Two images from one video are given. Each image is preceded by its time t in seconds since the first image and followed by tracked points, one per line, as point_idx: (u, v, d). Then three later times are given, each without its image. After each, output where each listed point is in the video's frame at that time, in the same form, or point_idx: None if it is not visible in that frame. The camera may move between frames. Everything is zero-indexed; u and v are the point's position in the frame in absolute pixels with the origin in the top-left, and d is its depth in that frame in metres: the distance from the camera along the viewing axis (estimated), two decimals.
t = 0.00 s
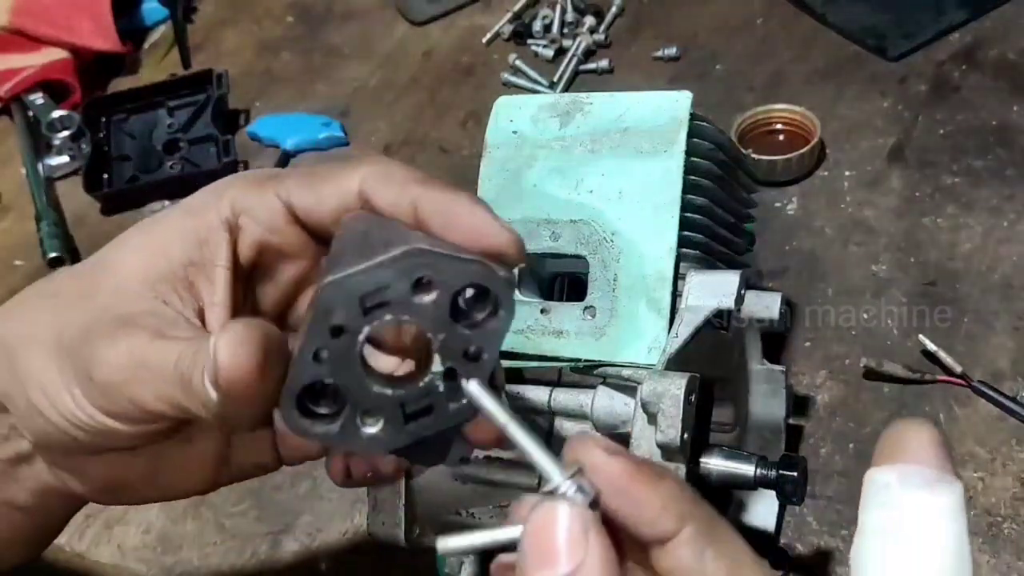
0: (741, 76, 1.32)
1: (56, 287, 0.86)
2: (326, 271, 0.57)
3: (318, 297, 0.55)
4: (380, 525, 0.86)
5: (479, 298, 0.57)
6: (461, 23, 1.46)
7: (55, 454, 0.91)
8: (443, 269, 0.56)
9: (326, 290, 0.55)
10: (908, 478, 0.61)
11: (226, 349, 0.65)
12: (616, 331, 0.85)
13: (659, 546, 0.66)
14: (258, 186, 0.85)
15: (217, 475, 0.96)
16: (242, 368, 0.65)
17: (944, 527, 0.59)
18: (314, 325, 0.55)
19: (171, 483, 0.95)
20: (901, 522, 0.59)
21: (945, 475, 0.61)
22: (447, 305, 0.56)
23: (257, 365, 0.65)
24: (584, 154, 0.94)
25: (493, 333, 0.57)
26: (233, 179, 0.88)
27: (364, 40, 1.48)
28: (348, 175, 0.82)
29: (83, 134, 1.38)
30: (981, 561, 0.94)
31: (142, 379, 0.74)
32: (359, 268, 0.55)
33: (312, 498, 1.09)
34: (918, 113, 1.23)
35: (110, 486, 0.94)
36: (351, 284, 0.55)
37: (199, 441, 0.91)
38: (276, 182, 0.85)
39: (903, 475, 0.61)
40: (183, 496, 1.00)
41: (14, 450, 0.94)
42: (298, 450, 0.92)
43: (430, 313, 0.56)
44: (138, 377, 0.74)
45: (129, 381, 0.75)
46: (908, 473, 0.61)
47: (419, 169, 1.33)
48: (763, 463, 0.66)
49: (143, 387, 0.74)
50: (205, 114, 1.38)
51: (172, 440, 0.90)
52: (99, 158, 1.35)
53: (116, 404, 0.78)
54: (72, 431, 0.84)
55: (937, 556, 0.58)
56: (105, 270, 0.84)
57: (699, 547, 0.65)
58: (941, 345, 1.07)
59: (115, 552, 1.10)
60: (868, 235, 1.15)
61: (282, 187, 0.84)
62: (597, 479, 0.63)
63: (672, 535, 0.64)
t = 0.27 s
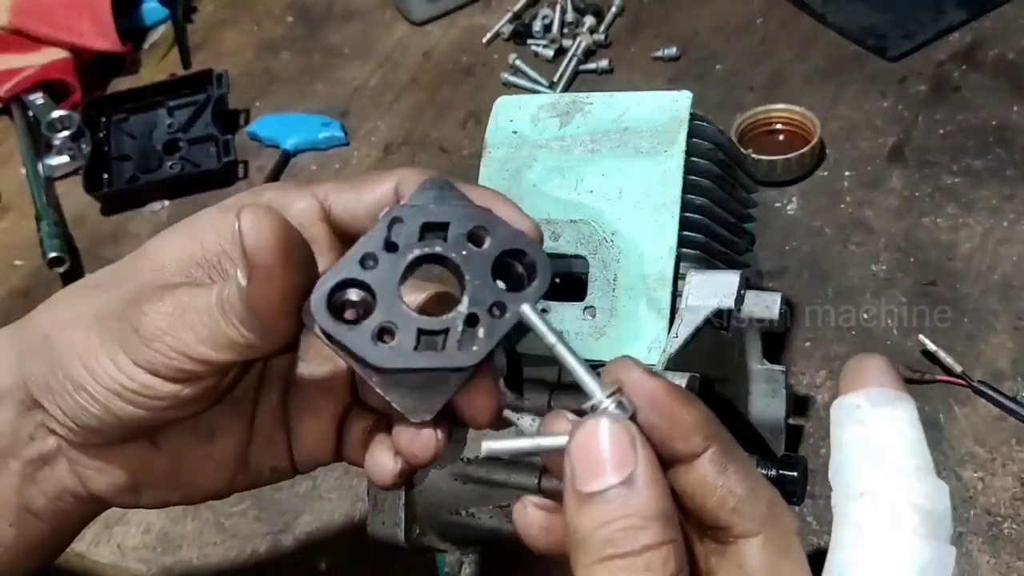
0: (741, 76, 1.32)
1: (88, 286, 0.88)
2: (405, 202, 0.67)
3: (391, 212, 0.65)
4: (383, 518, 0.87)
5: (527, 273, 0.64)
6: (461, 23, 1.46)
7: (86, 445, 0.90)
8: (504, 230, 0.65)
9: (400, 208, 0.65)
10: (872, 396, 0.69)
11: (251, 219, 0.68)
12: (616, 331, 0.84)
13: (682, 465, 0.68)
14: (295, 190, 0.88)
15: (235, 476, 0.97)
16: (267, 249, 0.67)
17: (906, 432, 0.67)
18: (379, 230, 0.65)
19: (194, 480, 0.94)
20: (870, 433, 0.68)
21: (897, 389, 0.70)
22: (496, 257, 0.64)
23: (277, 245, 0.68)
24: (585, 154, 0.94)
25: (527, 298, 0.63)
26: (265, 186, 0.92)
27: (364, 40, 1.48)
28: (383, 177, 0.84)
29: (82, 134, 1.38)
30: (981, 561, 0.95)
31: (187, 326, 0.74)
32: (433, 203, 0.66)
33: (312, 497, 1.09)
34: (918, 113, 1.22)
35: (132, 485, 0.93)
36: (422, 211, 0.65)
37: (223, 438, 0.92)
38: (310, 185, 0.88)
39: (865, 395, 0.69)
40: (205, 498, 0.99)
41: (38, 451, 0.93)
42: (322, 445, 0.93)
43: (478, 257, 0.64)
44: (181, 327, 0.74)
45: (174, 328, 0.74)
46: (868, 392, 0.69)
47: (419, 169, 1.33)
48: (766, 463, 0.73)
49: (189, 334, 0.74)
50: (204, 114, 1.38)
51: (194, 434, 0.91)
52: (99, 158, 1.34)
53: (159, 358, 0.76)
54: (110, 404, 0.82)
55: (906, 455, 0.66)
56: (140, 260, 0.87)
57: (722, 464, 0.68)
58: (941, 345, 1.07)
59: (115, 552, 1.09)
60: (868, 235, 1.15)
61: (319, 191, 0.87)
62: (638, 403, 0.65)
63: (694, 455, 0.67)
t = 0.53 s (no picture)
0: (741, 76, 1.32)
1: (73, 283, 0.89)
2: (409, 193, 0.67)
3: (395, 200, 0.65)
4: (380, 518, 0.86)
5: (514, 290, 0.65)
6: (461, 23, 1.46)
7: (75, 442, 0.89)
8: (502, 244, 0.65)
9: (403, 201, 0.65)
10: (854, 377, 0.71)
11: (242, 179, 0.69)
12: (616, 331, 0.84)
13: (677, 449, 0.69)
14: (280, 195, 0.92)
15: (221, 476, 0.97)
16: (257, 206, 0.69)
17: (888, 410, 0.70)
18: (377, 220, 0.65)
19: (183, 478, 0.94)
20: (853, 411, 0.70)
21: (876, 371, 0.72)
22: (487, 268, 0.64)
23: (268, 207, 0.69)
24: (585, 154, 0.94)
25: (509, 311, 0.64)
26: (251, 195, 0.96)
27: (364, 39, 1.48)
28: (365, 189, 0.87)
29: (83, 134, 1.38)
30: (981, 561, 0.95)
31: (180, 305, 0.74)
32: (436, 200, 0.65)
33: (312, 497, 1.09)
34: (918, 113, 1.22)
35: (122, 483, 0.94)
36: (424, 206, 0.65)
37: (209, 436, 0.93)
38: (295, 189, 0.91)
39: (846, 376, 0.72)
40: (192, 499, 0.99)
41: (28, 452, 0.93)
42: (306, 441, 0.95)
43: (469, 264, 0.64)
44: (173, 307, 0.74)
45: (168, 308, 0.74)
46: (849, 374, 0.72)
47: (419, 168, 1.33)
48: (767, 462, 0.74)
49: (183, 313, 0.74)
50: (205, 113, 1.38)
51: (181, 434, 0.91)
52: (99, 158, 1.34)
53: (153, 342, 0.76)
54: (101, 394, 0.81)
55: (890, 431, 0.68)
56: (126, 258, 0.88)
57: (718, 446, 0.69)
58: (941, 345, 1.07)
59: (115, 552, 1.09)
60: (868, 235, 1.15)
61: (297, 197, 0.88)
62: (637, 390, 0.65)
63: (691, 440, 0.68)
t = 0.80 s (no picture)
0: (741, 76, 1.32)
1: (61, 277, 0.88)
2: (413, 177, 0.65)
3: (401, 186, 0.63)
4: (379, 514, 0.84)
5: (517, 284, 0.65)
6: (461, 23, 1.46)
7: (74, 442, 0.90)
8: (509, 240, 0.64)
9: (410, 189, 0.63)
10: (879, 333, 0.66)
11: (239, 157, 0.69)
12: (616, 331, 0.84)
13: (676, 411, 0.70)
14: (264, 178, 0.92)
15: (224, 462, 0.97)
16: (253, 185, 0.69)
17: (924, 374, 0.63)
18: (385, 209, 0.63)
19: (187, 470, 0.95)
20: (884, 371, 0.64)
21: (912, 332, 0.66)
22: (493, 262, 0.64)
23: (266, 182, 0.70)
24: (585, 153, 0.94)
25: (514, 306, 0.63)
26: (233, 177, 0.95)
27: (364, 39, 1.48)
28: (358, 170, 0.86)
29: (83, 134, 1.38)
30: (981, 561, 0.95)
31: (179, 294, 0.75)
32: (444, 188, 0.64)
33: (312, 497, 1.09)
34: (918, 113, 1.22)
35: (127, 478, 0.94)
36: (433, 195, 0.63)
37: (209, 429, 0.93)
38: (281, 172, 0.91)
39: (878, 335, 0.65)
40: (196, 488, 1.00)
41: (27, 452, 0.92)
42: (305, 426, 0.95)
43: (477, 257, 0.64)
44: (174, 295, 0.75)
45: (167, 298, 0.75)
46: (878, 334, 0.66)
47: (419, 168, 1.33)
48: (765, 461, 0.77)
49: (183, 301, 0.75)
50: (205, 114, 1.38)
51: (181, 426, 0.92)
52: (99, 158, 1.34)
53: (154, 334, 0.77)
54: (102, 389, 0.82)
55: (927, 396, 0.62)
56: (113, 248, 0.88)
57: (717, 406, 0.69)
58: (941, 345, 1.07)
59: (115, 552, 1.09)
60: (868, 235, 1.15)
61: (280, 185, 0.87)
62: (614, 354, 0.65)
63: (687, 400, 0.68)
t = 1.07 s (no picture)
0: (741, 76, 1.32)
1: (49, 281, 0.88)
2: (394, 184, 0.61)
3: (384, 199, 0.59)
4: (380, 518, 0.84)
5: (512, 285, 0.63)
6: (461, 23, 1.46)
7: (67, 441, 0.90)
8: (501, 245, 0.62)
9: (394, 203, 0.59)
10: (943, 284, 0.50)
11: (225, 184, 0.69)
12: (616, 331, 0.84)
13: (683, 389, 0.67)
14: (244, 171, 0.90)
15: (223, 451, 0.97)
16: (239, 211, 0.69)
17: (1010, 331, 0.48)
18: (370, 225, 0.59)
19: (185, 462, 0.95)
20: (960, 328, 0.48)
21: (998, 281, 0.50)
22: (486, 271, 0.62)
23: (253, 208, 0.69)
24: (584, 153, 0.94)
25: (522, 290, 0.60)
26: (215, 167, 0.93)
27: (364, 40, 1.48)
28: (337, 163, 0.86)
29: (83, 134, 1.38)
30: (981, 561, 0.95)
31: (168, 308, 0.75)
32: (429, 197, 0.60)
33: (312, 497, 1.09)
34: (918, 113, 1.22)
35: (125, 471, 0.94)
36: (418, 208, 0.59)
37: (206, 422, 0.93)
38: (262, 167, 0.89)
39: (951, 282, 0.50)
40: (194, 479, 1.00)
41: (24, 449, 0.93)
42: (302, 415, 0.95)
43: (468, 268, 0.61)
44: (163, 309, 0.75)
45: (156, 312, 0.76)
46: (953, 281, 0.50)
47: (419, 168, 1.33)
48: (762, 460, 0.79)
49: (172, 315, 0.75)
50: (204, 114, 1.38)
51: (177, 420, 0.92)
52: (99, 158, 1.34)
53: (145, 345, 0.78)
54: (96, 396, 0.83)
55: (1007, 356, 0.48)
56: (99, 252, 0.87)
57: (720, 370, 0.65)
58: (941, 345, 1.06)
59: (115, 552, 1.09)
60: (868, 235, 1.15)
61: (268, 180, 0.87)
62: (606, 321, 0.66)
63: (692, 368, 0.66)
